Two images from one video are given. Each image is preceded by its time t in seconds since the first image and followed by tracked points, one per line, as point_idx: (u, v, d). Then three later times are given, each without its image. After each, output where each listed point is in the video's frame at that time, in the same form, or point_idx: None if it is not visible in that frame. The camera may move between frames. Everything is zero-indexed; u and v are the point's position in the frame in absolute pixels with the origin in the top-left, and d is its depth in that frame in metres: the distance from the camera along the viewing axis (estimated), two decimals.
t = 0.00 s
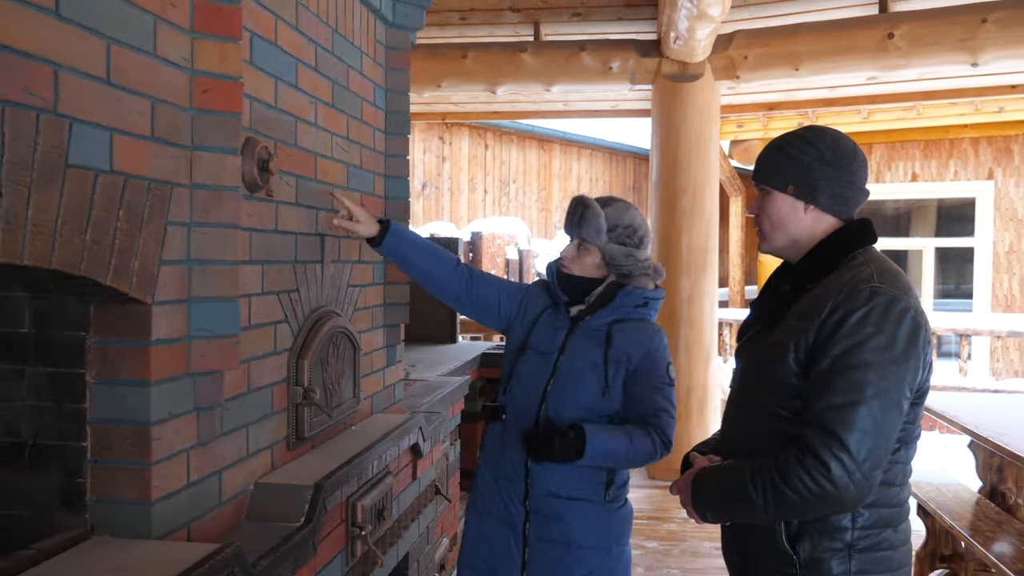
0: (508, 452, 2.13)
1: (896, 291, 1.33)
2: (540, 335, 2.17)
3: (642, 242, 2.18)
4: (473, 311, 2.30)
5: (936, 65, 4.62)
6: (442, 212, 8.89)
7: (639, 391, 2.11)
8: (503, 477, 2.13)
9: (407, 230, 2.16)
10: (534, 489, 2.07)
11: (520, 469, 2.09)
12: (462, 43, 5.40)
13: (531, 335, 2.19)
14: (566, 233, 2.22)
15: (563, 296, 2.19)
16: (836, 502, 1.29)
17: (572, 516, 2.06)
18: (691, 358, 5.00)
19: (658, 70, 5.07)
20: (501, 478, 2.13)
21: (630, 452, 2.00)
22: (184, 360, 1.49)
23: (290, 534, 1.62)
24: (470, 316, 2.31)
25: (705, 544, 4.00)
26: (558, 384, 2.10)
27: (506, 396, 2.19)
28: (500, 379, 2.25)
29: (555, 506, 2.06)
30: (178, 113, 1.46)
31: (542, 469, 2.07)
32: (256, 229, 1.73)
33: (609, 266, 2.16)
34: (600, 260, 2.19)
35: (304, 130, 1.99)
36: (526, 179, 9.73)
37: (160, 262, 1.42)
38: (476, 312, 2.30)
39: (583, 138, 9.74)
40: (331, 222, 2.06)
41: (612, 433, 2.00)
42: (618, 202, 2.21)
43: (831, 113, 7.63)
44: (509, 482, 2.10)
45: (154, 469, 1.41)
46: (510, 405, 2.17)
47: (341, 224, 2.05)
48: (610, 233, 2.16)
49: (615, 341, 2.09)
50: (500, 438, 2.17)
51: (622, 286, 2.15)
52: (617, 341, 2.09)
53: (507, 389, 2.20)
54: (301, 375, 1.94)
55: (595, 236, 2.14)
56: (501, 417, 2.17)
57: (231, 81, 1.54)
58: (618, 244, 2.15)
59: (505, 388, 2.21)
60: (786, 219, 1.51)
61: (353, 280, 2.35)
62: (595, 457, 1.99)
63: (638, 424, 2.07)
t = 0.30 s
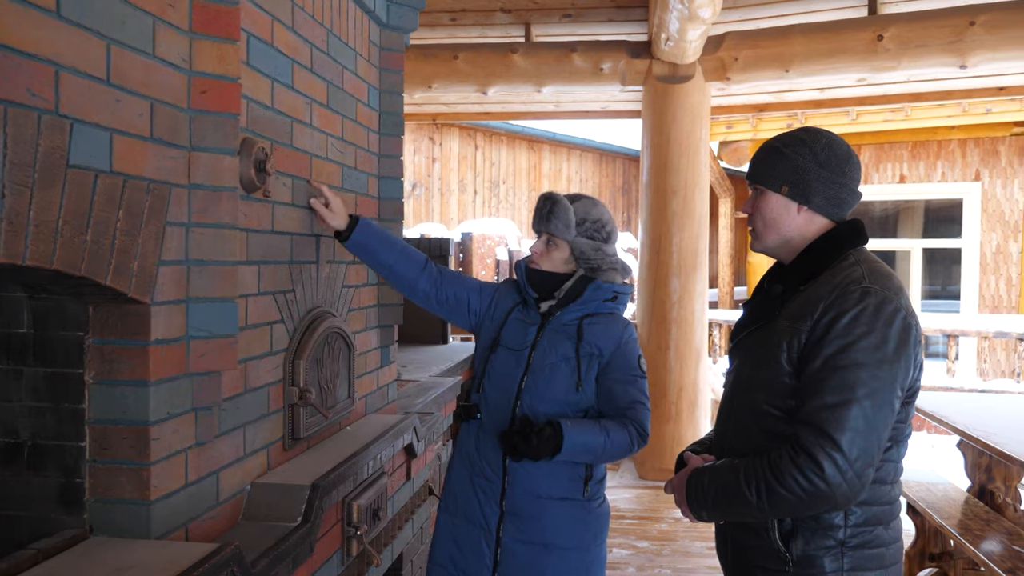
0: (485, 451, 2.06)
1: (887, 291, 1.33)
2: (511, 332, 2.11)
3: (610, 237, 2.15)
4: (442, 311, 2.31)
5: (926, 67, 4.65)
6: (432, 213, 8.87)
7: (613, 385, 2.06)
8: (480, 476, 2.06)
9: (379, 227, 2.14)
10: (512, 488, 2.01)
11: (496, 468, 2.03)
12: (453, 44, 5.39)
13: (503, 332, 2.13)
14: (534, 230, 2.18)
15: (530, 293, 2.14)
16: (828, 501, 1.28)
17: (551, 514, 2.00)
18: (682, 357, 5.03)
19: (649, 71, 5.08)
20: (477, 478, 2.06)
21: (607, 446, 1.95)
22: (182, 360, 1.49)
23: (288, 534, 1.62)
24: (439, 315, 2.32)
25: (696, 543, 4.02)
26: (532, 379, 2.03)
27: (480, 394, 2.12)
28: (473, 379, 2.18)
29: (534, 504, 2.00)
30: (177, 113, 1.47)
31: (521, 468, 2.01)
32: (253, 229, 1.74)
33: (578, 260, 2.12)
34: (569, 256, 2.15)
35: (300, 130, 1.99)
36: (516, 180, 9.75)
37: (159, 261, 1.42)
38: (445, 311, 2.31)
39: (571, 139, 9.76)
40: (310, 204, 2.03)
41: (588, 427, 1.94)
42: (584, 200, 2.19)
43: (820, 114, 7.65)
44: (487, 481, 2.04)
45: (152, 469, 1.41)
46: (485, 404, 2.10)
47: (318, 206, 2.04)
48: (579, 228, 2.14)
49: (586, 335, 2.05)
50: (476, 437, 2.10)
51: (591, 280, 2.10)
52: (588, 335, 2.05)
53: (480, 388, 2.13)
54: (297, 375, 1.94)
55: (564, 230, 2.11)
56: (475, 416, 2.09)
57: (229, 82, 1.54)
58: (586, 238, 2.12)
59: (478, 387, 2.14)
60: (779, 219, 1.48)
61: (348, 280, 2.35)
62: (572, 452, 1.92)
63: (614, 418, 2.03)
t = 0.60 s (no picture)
0: (476, 456, 2.01)
1: (882, 291, 1.32)
2: (500, 335, 2.04)
3: (598, 237, 2.09)
4: (431, 314, 2.29)
5: (917, 69, 4.68)
6: (424, 214, 8.85)
7: (602, 386, 1.99)
8: (470, 480, 2.01)
9: (367, 230, 2.14)
10: (502, 492, 1.97)
11: (486, 472, 1.99)
12: (446, 44, 5.38)
13: (491, 335, 2.07)
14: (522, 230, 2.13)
15: (519, 295, 2.08)
16: (824, 501, 1.28)
17: (539, 517, 1.97)
18: (675, 358, 5.03)
19: (641, 72, 5.08)
20: (467, 482, 2.02)
21: (595, 450, 1.88)
22: (181, 361, 1.49)
23: (286, 534, 1.63)
24: (428, 319, 2.30)
25: (690, 543, 4.04)
26: (520, 384, 1.96)
27: (469, 398, 2.07)
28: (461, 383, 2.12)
29: (522, 509, 1.96)
30: (176, 115, 1.47)
31: (510, 473, 1.97)
32: (250, 231, 1.74)
33: (565, 260, 2.07)
34: (558, 256, 2.10)
35: (297, 132, 2.00)
36: (509, 180, 9.76)
37: (159, 263, 1.42)
38: (433, 315, 2.30)
39: (563, 139, 9.79)
40: (304, 204, 2.02)
41: (577, 431, 1.87)
42: (573, 199, 2.13)
43: (811, 115, 7.68)
44: (477, 487, 2.00)
45: (151, 471, 1.41)
46: (475, 408, 2.04)
47: (310, 205, 2.03)
48: (566, 228, 2.08)
49: (573, 337, 1.97)
50: (465, 441, 2.05)
51: (580, 280, 2.04)
52: (575, 337, 1.97)
53: (469, 392, 2.08)
54: (293, 376, 1.94)
55: (552, 230, 2.05)
56: (464, 420, 2.04)
57: (227, 84, 1.54)
58: (574, 238, 2.06)
59: (467, 391, 2.09)
60: (774, 219, 1.49)
61: (344, 280, 2.35)
62: (560, 457, 1.86)
63: (603, 420, 1.96)
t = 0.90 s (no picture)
0: (474, 458, 2.01)
1: (882, 293, 1.32)
2: (498, 337, 2.04)
3: (598, 238, 2.09)
4: (428, 315, 2.29)
5: (911, 69, 4.68)
6: (418, 214, 8.80)
7: (600, 388, 1.98)
8: (467, 482, 2.01)
9: (363, 230, 2.13)
10: (500, 494, 1.97)
11: (483, 473, 1.99)
12: (440, 44, 5.37)
13: (489, 337, 2.06)
14: (521, 231, 2.13)
15: (518, 296, 2.07)
16: (825, 503, 1.29)
17: (536, 520, 1.96)
18: (670, 358, 5.03)
19: (636, 72, 5.07)
20: (465, 484, 2.02)
21: (594, 452, 1.87)
22: (179, 363, 1.49)
23: (284, 536, 1.62)
24: (424, 319, 2.30)
25: (686, 543, 4.04)
26: (518, 386, 1.96)
27: (467, 400, 2.07)
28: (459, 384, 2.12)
29: (519, 512, 1.96)
30: (174, 115, 1.46)
31: (507, 475, 1.97)
32: (247, 232, 1.73)
33: (564, 261, 2.07)
34: (556, 257, 2.10)
35: (294, 132, 1.99)
36: (503, 180, 9.75)
37: (156, 265, 1.42)
38: (429, 314, 2.29)
39: (557, 139, 9.78)
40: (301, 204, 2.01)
41: (575, 434, 1.87)
42: (572, 201, 2.14)
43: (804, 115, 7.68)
44: (474, 488, 1.99)
45: (149, 473, 1.40)
46: (473, 409, 2.04)
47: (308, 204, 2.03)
48: (566, 229, 2.09)
49: (572, 339, 1.97)
50: (463, 442, 2.05)
51: (579, 281, 2.04)
52: (573, 339, 1.97)
53: (466, 394, 2.08)
54: (291, 378, 1.93)
55: (551, 232, 2.05)
56: (462, 422, 2.04)
57: (225, 84, 1.53)
58: (574, 239, 2.07)
59: (465, 392, 2.08)
60: (774, 219, 1.48)
61: (340, 281, 2.34)
62: (558, 461, 1.86)
63: (601, 423, 1.95)
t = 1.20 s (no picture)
0: (473, 463, 1.99)
1: (890, 298, 1.31)
2: (498, 340, 2.02)
3: (598, 241, 2.07)
4: (425, 317, 2.27)
5: (909, 67, 4.67)
6: (414, 212, 8.72)
7: (601, 392, 1.96)
8: (466, 487, 1.99)
9: (362, 232, 2.10)
10: (499, 500, 1.94)
11: (483, 478, 1.97)
12: (436, 42, 5.34)
13: (488, 340, 2.04)
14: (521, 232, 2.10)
15: (518, 298, 2.05)
16: (833, 512, 1.27)
17: (536, 525, 1.94)
18: (667, 357, 5.01)
19: (633, 71, 5.03)
20: (463, 489, 1.99)
21: (594, 457, 1.85)
22: (175, 369, 1.46)
23: (281, 545, 1.59)
24: (422, 323, 2.27)
25: (683, 544, 4.02)
26: (518, 390, 1.94)
27: (466, 403, 2.05)
28: (458, 388, 2.10)
29: (519, 517, 1.94)
30: (169, 117, 1.43)
31: (507, 481, 1.94)
32: (244, 234, 1.71)
33: (565, 264, 2.04)
34: (557, 259, 2.07)
35: (290, 133, 1.96)
36: (497, 178, 9.72)
37: (151, 269, 1.39)
38: (427, 317, 2.27)
39: (551, 137, 9.76)
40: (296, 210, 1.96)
41: (575, 438, 1.85)
42: (572, 201, 2.11)
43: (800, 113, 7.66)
44: (473, 493, 1.97)
45: (144, 482, 1.38)
46: (472, 413, 2.02)
47: (303, 215, 1.96)
48: (566, 231, 2.06)
49: (573, 342, 1.95)
50: (462, 446, 2.03)
51: (580, 284, 2.01)
52: (574, 342, 1.95)
53: (466, 397, 2.06)
54: (287, 382, 1.91)
55: (552, 234, 2.02)
56: (460, 426, 2.01)
57: (222, 85, 1.51)
58: (574, 241, 2.04)
59: (464, 396, 2.06)
60: (779, 222, 1.46)
61: (337, 283, 2.32)
62: (559, 466, 1.83)
63: (602, 427, 1.93)
